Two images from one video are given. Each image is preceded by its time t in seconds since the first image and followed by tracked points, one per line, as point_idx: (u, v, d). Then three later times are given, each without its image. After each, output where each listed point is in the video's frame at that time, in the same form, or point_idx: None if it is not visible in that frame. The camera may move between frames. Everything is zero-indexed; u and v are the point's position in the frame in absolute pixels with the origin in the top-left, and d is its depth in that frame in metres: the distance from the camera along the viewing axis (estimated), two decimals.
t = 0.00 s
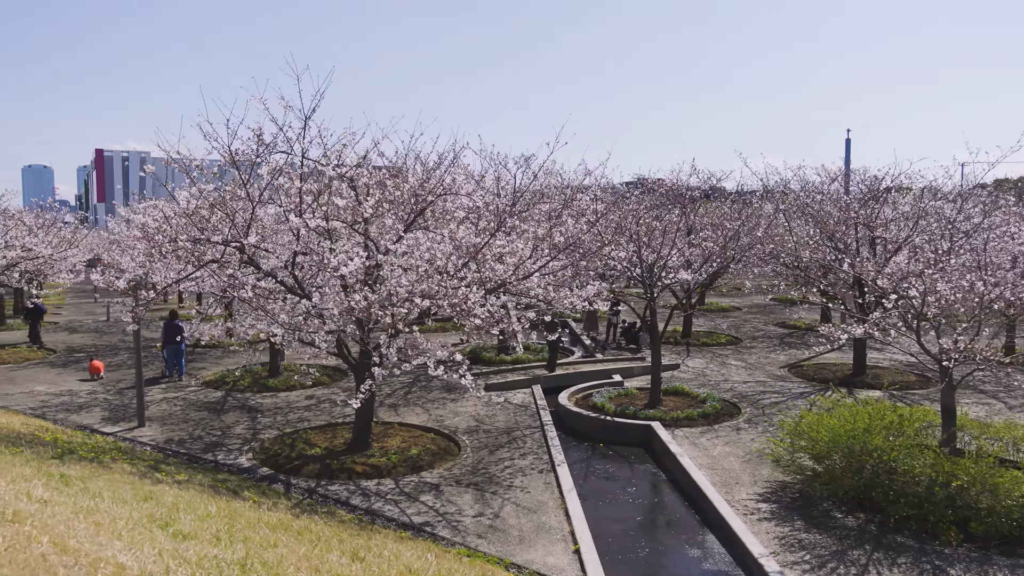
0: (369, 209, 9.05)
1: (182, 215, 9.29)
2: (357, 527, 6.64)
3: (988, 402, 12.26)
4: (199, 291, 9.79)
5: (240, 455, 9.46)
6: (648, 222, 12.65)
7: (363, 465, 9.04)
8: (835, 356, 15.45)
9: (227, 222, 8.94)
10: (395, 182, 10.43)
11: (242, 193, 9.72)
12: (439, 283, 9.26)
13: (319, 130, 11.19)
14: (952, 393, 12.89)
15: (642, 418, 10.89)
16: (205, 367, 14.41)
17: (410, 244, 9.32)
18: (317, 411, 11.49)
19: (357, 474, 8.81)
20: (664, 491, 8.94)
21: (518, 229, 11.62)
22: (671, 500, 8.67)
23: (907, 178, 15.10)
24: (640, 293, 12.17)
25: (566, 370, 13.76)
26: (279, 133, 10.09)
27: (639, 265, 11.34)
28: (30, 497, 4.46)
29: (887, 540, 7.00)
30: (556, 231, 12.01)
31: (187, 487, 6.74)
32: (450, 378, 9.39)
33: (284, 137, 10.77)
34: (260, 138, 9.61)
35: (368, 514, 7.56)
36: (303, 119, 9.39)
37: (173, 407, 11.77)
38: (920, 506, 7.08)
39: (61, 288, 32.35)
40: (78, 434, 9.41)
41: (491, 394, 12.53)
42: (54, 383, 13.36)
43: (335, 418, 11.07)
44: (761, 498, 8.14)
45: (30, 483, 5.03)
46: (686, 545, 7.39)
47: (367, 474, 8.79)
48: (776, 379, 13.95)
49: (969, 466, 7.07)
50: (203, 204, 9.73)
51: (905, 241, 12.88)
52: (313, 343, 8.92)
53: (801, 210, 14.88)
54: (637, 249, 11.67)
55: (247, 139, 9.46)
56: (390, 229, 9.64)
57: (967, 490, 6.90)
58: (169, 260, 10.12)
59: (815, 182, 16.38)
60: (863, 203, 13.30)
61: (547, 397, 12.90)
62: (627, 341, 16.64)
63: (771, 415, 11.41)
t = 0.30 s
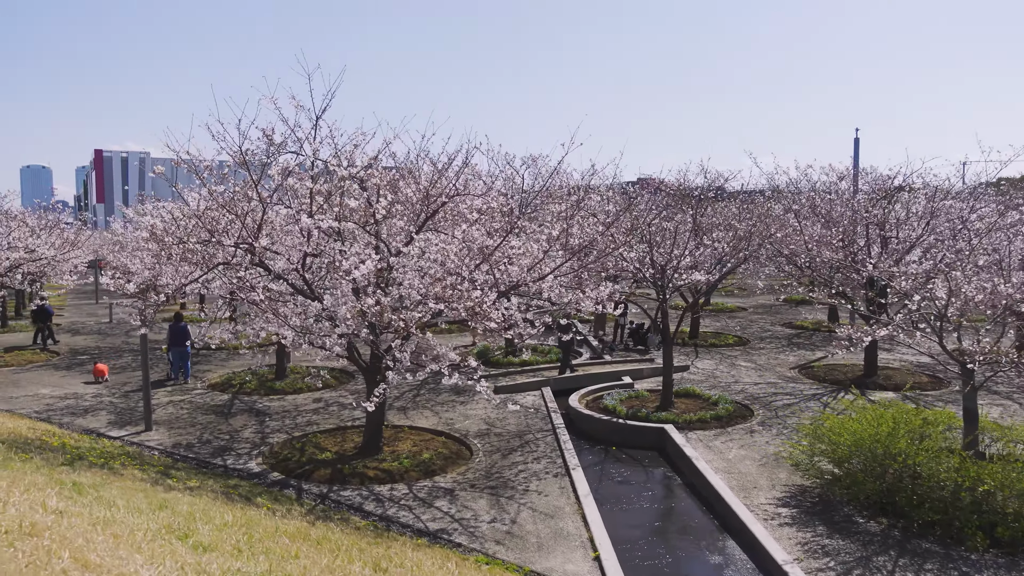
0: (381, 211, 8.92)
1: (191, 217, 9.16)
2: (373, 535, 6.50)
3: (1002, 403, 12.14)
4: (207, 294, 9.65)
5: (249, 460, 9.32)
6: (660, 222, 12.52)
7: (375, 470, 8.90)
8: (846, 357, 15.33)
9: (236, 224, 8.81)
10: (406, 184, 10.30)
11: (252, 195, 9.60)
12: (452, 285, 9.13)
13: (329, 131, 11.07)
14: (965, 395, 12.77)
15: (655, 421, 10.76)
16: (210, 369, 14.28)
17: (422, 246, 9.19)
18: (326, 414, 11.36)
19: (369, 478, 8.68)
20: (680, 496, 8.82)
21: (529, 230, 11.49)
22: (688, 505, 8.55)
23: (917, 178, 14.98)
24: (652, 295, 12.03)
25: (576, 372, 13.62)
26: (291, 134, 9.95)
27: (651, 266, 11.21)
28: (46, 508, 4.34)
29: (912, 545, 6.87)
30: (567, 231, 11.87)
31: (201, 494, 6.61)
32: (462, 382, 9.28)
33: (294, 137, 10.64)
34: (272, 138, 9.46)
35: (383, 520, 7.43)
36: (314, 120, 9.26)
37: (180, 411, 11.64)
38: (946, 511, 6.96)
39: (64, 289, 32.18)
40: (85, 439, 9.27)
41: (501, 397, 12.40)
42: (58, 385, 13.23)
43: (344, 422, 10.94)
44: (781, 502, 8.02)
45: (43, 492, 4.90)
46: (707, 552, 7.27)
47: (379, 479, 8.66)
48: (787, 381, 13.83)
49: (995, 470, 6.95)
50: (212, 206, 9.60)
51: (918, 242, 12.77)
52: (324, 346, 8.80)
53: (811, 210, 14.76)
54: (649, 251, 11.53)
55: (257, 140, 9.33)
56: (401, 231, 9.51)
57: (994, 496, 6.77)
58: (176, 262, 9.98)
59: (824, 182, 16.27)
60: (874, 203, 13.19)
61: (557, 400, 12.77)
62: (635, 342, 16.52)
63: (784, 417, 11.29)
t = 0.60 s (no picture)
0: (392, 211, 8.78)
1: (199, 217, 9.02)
2: (388, 541, 6.36)
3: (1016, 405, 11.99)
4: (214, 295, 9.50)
5: (257, 463, 9.18)
6: (670, 222, 12.38)
7: (385, 473, 8.76)
8: (855, 359, 15.19)
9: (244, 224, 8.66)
10: (416, 183, 10.15)
11: (260, 195, 9.45)
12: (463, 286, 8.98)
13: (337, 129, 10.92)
14: (978, 396, 12.62)
15: (667, 424, 10.62)
16: (215, 371, 14.14)
17: (433, 247, 9.04)
18: (333, 417, 11.22)
19: (380, 482, 8.53)
20: (696, 500, 8.69)
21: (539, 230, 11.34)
22: (705, 509, 8.42)
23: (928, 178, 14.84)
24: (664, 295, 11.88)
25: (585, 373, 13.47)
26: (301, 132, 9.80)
27: (662, 266, 11.07)
28: (59, 518, 4.20)
29: (937, 552, 6.74)
30: (578, 231, 11.73)
31: (211, 500, 6.47)
32: (474, 384, 9.13)
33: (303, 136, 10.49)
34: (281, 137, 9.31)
35: (396, 525, 7.29)
36: (324, 118, 9.11)
37: (185, 413, 11.49)
38: (971, 517, 6.82)
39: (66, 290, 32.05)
40: (90, 442, 9.13)
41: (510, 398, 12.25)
42: (62, 387, 13.08)
43: (352, 424, 10.79)
44: (800, 507, 7.88)
45: (53, 500, 4.76)
46: (727, 559, 7.13)
47: (390, 483, 8.52)
48: (798, 382, 13.68)
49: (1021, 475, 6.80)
50: (220, 205, 9.45)
51: (930, 242, 12.62)
52: (334, 348, 8.65)
53: (822, 209, 14.63)
54: (661, 251, 11.38)
55: (266, 139, 9.18)
56: (411, 231, 9.37)
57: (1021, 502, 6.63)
58: (183, 262, 9.83)
59: (833, 182, 16.14)
60: (886, 203, 13.05)
61: (566, 401, 12.63)
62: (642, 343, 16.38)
63: (797, 420, 11.15)
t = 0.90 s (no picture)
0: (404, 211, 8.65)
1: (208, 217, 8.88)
2: (404, 549, 6.23)
3: None
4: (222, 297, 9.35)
5: (265, 467, 9.04)
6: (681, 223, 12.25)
7: (396, 478, 8.62)
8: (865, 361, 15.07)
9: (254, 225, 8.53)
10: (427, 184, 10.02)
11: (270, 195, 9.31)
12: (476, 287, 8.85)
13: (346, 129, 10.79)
14: (991, 398, 12.50)
15: (680, 427, 10.50)
16: (219, 372, 13.99)
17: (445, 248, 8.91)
18: (340, 419, 11.08)
19: (391, 486, 8.40)
20: (712, 506, 8.56)
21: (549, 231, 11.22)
22: (722, 515, 8.29)
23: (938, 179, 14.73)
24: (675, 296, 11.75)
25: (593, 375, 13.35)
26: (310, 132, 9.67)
27: (675, 267, 10.95)
28: (74, 528, 4.09)
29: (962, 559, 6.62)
30: (588, 232, 11.60)
31: (224, 506, 6.34)
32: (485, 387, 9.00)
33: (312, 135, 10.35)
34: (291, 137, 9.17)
35: (410, 531, 7.15)
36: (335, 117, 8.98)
37: (191, 415, 11.35)
38: (996, 523, 6.70)
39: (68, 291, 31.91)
40: (96, 445, 8.98)
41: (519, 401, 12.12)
42: (65, 389, 12.92)
43: (360, 427, 10.66)
44: (820, 513, 7.76)
45: (65, 509, 4.62)
46: (747, 566, 7.00)
47: (402, 487, 8.39)
48: (808, 384, 13.56)
49: None
50: (229, 205, 9.31)
51: (942, 243, 12.50)
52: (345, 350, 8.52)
53: (831, 210, 14.51)
54: (673, 252, 11.25)
55: (276, 138, 9.04)
56: (424, 231, 9.24)
57: None
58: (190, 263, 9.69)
59: (842, 183, 16.02)
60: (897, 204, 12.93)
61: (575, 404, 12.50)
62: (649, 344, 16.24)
63: (810, 423, 11.02)
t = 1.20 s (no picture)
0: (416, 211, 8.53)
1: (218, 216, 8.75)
2: (422, 554, 6.11)
3: None
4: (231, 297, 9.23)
5: (275, 469, 8.92)
6: (692, 224, 12.14)
7: (409, 480, 8.51)
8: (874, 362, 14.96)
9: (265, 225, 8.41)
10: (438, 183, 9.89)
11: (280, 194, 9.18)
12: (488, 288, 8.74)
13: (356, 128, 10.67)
14: (1002, 399, 12.40)
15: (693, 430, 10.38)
16: (225, 373, 13.85)
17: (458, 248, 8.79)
18: (349, 421, 10.96)
19: (404, 489, 8.28)
20: (729, 509, 8.46)
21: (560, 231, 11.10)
22: (739, 519, 8.18)
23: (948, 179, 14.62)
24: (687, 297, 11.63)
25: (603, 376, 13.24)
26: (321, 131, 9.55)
27: (688, 267, 10.84)
28: (93, 536, 4.00)
29: (988, 564, 6.52)
30: (599, 232, 11.48)
31: (238, 510, 6.22)
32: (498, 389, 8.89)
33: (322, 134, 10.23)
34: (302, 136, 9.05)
35: (425, 535, 7.04)
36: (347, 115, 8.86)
37: (198, 416, 11.23)
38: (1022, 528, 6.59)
39: (69, 290, 31.77)
40: (103, 448, 8.85)
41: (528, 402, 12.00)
42: (69, 390, 12.78)
43: (369, 429, 10.54)
44: (839, 517, 7.65)
45: (81, 515, 4.51)
46: (768, 571, 6.89)
47: (414, 490, 8.27)
48: (818, 385, 13.45)
49: None
50: (238, 205, 9.18)
51: (955, 244, 12.39)
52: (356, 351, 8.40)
53: (841, 210, 14.41)
54: (685, 254, 11.13)
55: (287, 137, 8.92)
56: (436, 231, 9.13)
57: None
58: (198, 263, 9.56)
59: (852, 184, 15.91)
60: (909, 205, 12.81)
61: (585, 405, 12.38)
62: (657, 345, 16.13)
63: (824, 425, 10.92)
